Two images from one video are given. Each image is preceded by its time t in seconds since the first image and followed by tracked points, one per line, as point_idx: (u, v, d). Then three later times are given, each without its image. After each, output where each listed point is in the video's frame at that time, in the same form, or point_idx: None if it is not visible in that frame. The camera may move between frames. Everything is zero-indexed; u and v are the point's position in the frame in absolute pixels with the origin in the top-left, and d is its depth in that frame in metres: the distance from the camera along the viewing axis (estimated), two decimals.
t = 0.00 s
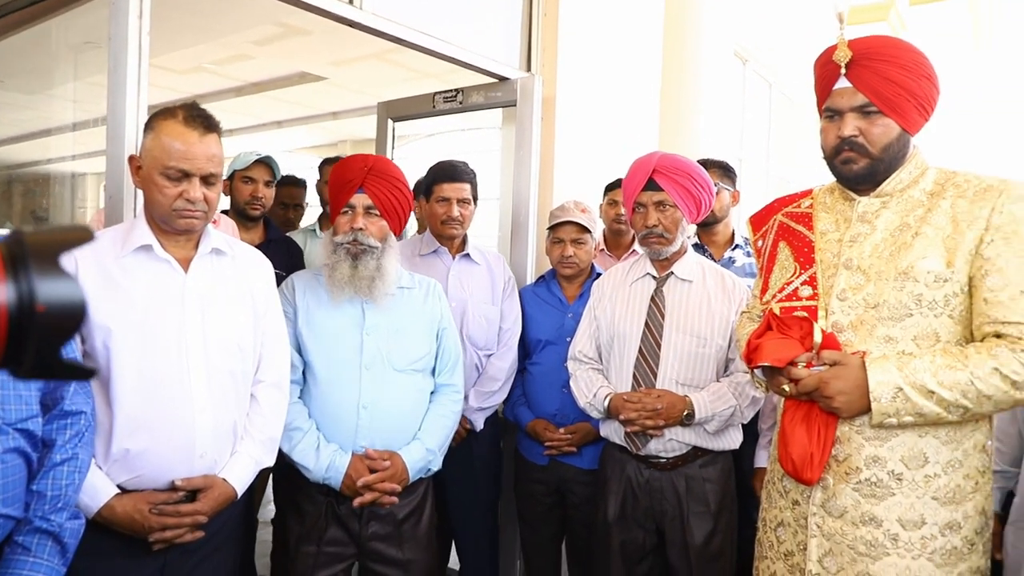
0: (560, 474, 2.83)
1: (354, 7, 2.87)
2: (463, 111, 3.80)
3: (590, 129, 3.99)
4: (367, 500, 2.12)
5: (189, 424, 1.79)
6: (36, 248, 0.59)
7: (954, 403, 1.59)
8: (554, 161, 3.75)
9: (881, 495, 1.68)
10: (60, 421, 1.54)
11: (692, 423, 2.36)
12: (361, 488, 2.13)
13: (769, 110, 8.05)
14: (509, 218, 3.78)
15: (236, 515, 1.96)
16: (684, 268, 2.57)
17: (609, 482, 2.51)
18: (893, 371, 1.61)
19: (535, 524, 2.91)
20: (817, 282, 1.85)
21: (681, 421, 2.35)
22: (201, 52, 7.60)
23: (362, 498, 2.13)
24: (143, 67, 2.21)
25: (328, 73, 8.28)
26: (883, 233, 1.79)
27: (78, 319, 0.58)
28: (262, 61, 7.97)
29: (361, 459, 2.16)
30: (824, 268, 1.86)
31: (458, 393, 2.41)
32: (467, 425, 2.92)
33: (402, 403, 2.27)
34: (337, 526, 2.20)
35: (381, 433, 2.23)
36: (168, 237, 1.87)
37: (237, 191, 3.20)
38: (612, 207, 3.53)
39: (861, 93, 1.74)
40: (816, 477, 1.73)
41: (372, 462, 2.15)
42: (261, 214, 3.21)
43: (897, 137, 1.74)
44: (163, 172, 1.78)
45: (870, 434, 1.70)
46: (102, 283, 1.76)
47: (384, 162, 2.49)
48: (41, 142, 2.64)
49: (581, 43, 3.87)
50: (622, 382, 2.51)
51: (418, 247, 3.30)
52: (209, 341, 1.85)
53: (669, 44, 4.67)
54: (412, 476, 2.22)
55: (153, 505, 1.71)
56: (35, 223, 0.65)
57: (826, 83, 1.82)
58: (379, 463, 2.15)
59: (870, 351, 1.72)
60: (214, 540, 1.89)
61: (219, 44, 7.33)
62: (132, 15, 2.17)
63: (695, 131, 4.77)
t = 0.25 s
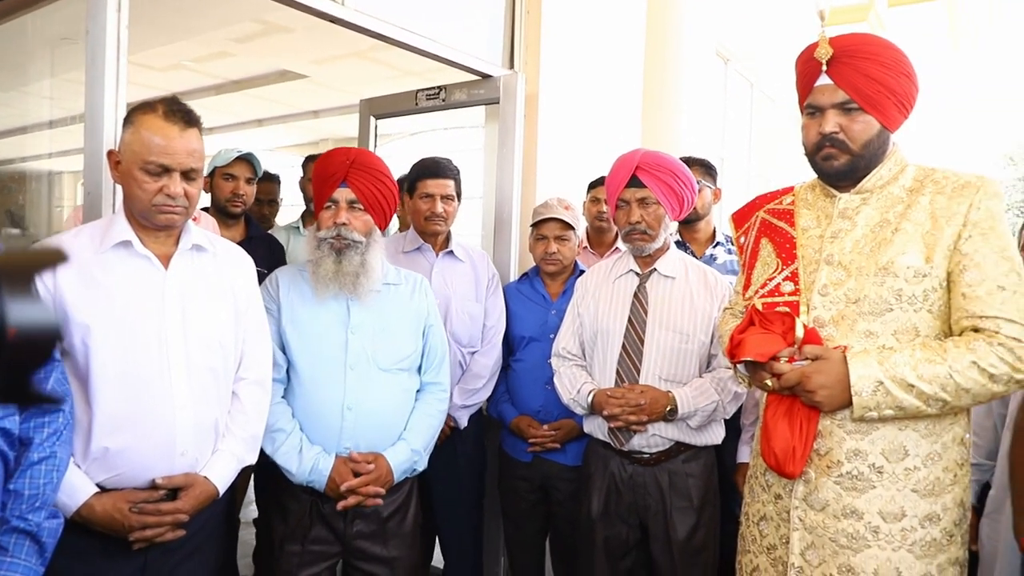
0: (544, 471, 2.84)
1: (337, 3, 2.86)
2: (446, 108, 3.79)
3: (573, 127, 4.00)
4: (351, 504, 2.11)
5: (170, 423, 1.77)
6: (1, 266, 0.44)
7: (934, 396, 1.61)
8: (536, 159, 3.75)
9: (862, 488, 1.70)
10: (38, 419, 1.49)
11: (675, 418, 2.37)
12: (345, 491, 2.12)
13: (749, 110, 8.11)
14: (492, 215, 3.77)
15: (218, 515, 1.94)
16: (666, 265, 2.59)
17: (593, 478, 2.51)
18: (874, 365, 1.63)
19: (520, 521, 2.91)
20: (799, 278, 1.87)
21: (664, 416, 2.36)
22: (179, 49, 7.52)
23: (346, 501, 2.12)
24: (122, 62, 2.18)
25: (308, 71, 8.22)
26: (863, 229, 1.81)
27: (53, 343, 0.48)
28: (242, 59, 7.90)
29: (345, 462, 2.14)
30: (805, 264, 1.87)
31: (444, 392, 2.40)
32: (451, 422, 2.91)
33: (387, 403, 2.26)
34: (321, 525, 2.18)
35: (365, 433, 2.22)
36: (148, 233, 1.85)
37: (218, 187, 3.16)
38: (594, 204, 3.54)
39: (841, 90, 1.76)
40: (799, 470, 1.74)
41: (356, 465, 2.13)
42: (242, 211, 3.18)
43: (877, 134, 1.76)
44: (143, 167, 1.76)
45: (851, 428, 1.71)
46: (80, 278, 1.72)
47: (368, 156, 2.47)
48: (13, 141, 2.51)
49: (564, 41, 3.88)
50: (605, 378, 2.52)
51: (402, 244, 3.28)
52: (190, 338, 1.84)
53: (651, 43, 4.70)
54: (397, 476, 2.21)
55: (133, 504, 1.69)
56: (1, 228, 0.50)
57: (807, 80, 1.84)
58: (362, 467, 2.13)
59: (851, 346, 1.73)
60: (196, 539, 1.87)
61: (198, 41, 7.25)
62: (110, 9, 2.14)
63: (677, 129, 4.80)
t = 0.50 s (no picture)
0: (529, 467, 2.84)
1: None
2: (429, 106, 3.77)
3: (557, 125, 4.01)
4: (336, 506, 2.10)
5: (153, 422, 1.76)
6: None
7: (914, 388, 1.63)
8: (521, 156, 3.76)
9: (845, 480, 1.72)
10: (17, 419, 1.49)
11: (659, 414, 2.38)
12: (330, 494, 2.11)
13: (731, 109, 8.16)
14: (477, 213, 3.78)
15: (202, 514, 1.93)
16: (650, 261, 2.60)
17: (578, 473, 2.52)
18: (855, 359, 1.64)
19: (506, 518, 2.91)
20: (782, 273, 1.88)
21: (648, 411, 2.37)
22: (160, 48, 7.45)
23: (330, 504, 2.11)
24: (101, 58, 2.16)
25: (291, 70, 8.18)
26: (844, 224, 1.82)
27: None
28: (223, 57, 7.84)
29: (329, 464, 2.13)
30: (788, 259, 1.89)
31: (430, 389, 2.40)
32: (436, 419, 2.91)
33: (373, 402, 2.25)
34: (307, 523, 2.17)
35: (351, 433, 2.21)
36: (129, 230, 1.83)
37: (200, 186, 3.14)
38: (578, 202, 3.55)
39: (822, 87, 1.77)
40: (782, 463, 1.75)
41: (341, 467, 2.12)
42: (225, 209, 3.15)
43: (857, 130, 1.78)
44: (124, 164, 1.74)
45: (834, 421, 1.73)
46: (60, 277, 1.71)
47: (351, 150, 2.46)
48: None
49: (547, 39, 3.88)
50: (589, 374, 2.54)
51: (386, 242, 3.27)
52: (173, 336, 1.82)
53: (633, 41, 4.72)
54: (383, 476, 2.20)
55: (116, 504, 1.67)
56: None
57: (789, 76, 1.85)
58: (347, 468, 2.13)
59: (833, 340, 1.75)
60: (180, 538, 1.85)
61: (179, 40, 7.19)
62: (89, 5, 2.12)
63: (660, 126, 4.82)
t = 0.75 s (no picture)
0: (516, 465, 2.84)
1: None
2: (414, 105, 3.75)
3: (543, 123, 4.01)
4: (324, 507, 2.09)
5: (138, 424, 1.74)
6: None
7: (899, 384, 1.64)
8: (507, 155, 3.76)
9: (831, 476, 1.73)
10: None
11: (645, 411, 2.39)
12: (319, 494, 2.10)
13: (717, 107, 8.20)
14: (463, 212, 3.77)
15: (187, 515, 1.91)
16: (636, 259, 2.61)
17: (565, 470, 2.53)
18: (841, 355, 1.65)
19: (494, 516, 2.91)
20: (767, 271, 1.89)
21: (635, 409, 2.38)
22: (143, 46, 7.39)
23: (318, 504, 2.09)
24: (83, 56, 2.14)
25: (276, 68, 8.14)
26: (829, 221, 1.84)
27: None
28: (207, 55, 7.78)
29: (317, 464, 2.12)
30: (773, 256, 1.90)
31: (416, 388, 2.39)
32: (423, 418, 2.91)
33: (360, 402, 2.24)
34: (294, 524, 2.16)
35: (338, 433, 2.20)
36: (112, 230, 1.81)
37: (185, 185, 3.12)
38: (565, 200, 3.55)
39: (807, 84, 1.78)
40: (769, 460, 1.76)
41: (329, 468, 2.11)
42: (210, 208, 3.13)
43: (842, 127, 1.79)
44: (106, 163, 1.72)
45: (820, 417, 1.75)
46: (42, 277, 1.69)
47: (341, 149, 2.45)
48: None
49: (532, 37, 3.88)
50: (575, 371, 2.55)
51: (371, 240, 3.26)
52: (158, 336, 1.80)
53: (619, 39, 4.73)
54: (370, 475, 2.19)
55: (100, 505, 1.65)
56: None
57: (774, 74, 1.86)
58: (335, 468, 2.12)
59: (819, 336, 1.76)
60: (165, 539, 1.84)
61: (162, 38, 7.13)
62: (71, 3, 2.10)
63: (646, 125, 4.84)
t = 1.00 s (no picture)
0: (505, 464, 2.84)
1: None
2: (403, 103, 3.77)
3: (532, 122, 4.02)
4: (314, 506, 2.09)
5: (126, 424, 1.73)
6: None
7: (886, 381, 1.65)
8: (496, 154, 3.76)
9: (818, 473, 1.75)
10: None
11: (633, 408, 2.40)
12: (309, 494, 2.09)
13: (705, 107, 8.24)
14: (452, 210, 3.77)
15: (176, 515, 1.90)
16: (624, 257, 2.62)
17: (553, 468, 2.53)
18: (828, 352, 1.67)
19: (483, 514, 2.91)
20: (756, 269, 1.90)
21: (623, 406, 2.39)
22: (129, 43, 7.34)
23: (308, 504, 2.09)
24: (69, 54, 2.12)
25: (263, 66, 8.10)
26: (817, 220, 1.85)
27: None
28: (194, 53, 7.73)
29: (306, 464, 2.11)
30: (762, 255, 1.91)
31: (404, 387, 2.39)
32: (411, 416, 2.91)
33: (349, 402, 2.23)
34: (283, 523, 2.15)
35: (327, 433, 2.19)
36: (99, 228, 1.79)
37: (172, 183, 3.10)
38: (554, 198, 3.55)
39: (795, 84, 1.79)
40: (758, 457, 1.78)
41: (318, 467, 2.11)
42: (198, 206, 3.12)
43: (829, 126, 1.80)
44: (94, 160, 1.71)
45: (808, 414, 1.76)
46: (29, 275, 1.68)
47: (330, 151, 2.45)
48: None
49: (521, 36, 3.89)
50: (563, 369, 2.55)
51: (358, 239, 3.24)
52: (146, 335, 1.79)
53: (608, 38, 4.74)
54: (359, 474, 2.19)
55: (88, 505, 1.64)
56: None
57: (761, 73, 1.87)
58: (324, 468, 2.11)
59: (806, 334, 1.78)
60: (154, 539, 1.83)
61: (149, 35, 7.09)
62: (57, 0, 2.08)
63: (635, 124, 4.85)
